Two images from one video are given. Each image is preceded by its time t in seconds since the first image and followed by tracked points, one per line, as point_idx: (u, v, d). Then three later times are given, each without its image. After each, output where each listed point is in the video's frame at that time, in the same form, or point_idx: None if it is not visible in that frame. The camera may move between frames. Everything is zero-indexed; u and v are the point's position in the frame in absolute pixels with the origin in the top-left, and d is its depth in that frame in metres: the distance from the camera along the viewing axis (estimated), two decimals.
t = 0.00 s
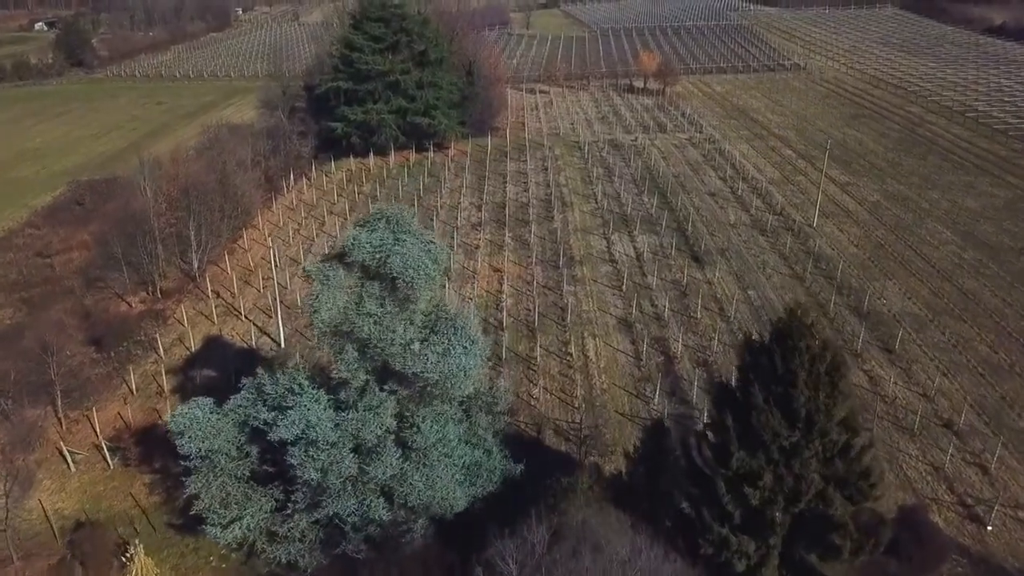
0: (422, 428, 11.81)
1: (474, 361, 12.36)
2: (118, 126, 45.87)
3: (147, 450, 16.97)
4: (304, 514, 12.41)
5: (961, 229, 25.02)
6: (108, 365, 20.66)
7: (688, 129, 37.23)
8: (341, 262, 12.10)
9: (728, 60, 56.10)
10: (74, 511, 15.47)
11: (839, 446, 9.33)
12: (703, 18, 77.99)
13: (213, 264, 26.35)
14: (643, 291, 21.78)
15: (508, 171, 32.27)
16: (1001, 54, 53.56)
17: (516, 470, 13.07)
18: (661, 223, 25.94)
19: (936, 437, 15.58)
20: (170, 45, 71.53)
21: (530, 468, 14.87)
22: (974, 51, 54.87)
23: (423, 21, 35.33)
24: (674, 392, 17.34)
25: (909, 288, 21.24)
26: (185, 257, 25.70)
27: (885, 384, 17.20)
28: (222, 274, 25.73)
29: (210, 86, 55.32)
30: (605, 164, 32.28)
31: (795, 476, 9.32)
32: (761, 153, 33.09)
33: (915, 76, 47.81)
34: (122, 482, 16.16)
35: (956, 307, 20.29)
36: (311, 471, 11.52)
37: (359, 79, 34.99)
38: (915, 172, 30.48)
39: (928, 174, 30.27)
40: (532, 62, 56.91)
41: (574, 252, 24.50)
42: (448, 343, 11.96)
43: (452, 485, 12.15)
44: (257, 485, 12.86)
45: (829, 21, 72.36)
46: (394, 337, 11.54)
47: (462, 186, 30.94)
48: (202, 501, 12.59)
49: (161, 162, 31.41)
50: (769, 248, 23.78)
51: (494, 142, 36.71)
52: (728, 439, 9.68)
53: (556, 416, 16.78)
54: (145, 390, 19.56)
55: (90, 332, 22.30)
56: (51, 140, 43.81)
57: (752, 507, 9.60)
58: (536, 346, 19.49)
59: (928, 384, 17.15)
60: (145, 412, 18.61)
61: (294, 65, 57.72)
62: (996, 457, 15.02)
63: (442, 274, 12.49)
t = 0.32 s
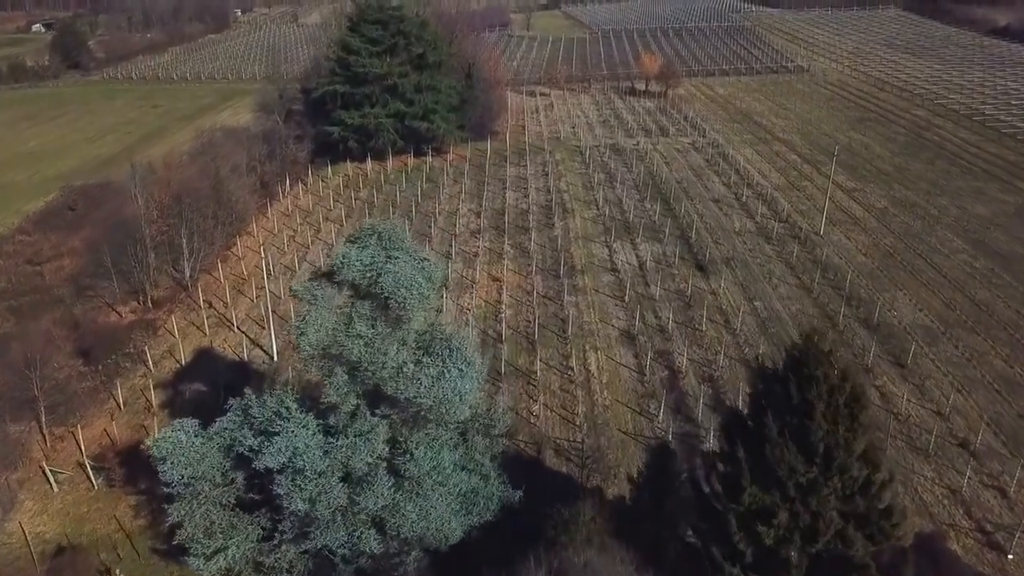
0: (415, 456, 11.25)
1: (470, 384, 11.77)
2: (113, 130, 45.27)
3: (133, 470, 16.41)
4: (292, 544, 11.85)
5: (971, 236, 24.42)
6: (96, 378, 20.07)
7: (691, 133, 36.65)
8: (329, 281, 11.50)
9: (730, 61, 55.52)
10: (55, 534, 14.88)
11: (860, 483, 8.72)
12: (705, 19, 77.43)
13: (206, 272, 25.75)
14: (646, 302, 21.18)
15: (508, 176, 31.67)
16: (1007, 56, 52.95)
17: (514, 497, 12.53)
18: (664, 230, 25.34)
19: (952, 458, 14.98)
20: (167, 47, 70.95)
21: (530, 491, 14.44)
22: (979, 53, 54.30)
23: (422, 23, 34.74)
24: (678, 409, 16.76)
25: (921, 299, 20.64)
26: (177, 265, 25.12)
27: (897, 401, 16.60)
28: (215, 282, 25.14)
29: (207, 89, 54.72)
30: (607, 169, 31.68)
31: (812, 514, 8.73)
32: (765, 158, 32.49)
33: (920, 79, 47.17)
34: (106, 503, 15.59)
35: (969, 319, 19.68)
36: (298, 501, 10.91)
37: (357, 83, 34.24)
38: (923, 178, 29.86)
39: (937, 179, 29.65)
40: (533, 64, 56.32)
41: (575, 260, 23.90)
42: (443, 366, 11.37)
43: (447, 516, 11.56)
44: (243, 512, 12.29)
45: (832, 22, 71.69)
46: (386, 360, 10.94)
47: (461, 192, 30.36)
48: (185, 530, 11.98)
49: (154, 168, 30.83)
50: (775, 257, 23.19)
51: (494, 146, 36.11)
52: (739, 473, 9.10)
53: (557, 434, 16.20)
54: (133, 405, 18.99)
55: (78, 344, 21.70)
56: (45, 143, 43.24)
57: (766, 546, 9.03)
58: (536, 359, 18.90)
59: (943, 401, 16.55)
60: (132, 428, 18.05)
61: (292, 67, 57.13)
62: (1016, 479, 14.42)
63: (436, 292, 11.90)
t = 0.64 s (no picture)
0: (406, 487, 10.66)
1: (466, 410, 11.14)
2: (108, 133, 44.72)
3: (118, 491, 15.82)
4: None
5: (983, 245, 23.80)
6: (82, 393, 19.47)
7: (693, 137, 36.06)
8: (316, 301, 10.93)
9: (733, 64, 54.97)
10: (35, 561, 14.28)
11: (881, 526, 8.52)
12: (706, 20, 76.82)
13: (198, 281, 25.15)
14: (649, 313, 20.57)
15: (507, 182, 31.06)
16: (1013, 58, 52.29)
17: (513, 528, 11.93)
18: (668, 239, 24.74)
19: (969, 481, 14.38)
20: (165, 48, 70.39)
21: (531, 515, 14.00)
22: (985, 55, 53.67)
23: (420, 25, 34.18)
24: (683, 428, 16.16)
25: (932, 311, 20.02)
26: (168, 275, 24.52)
27: (911, 420, 15.98)
28: (207, 292, 24.54)
29: (204, 92, 54.16)
30: (608, 175, 31.08)
31: (832, 557, 8.41)
32: (769, 163, 31.88)
33: (926, 81, 46.57)
34: (89, 527, 14.99)
35: (983, 332, 19.07)
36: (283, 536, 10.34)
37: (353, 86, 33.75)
38: (931, 183, 29.25)
39: (945, 185, 29.04)
40: (533, 66, 55.72)
41: (576, 270, 23.29)
42: (436, 392, 10.74)
43: (440, 549, 10.99)
44: (228, 543, 11.72)
45: (835, 24, 71.04)
46: (375, 387, 10.33)
47: (460, 198, 29.76)
48: (166, 563, 11.41)
49: (147, 174, 30.26)
50: (781, 266, 22.58)
51: (493, 150, 35.50)
52: (753, 510, 8.90)
53: (557, 455, 15.60)
54: (119, 421, 18.39)
55: (66, 357, 21.11)
56: (39, 147, 42.69)
57: None
58: (536, 374, 18.28)
59: (959, 420, 15.94)
60: (118, 446, 17.44)
61: (290, 69, 56.56)
62: None
63: (430, 313, 11.27)
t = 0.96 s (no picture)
0: (396, 522, 10.04)
1: (461, 440, 10.51)
2: (102, 137, 44.13)
3: (101, 515, 15.21)
4: None
5: (994, 254, 23.19)
6: (67, 409, 18.85)
7: (697, 141, 35.46)
8: (301, 323, 10.33)
9: (735, 66, 54.34)
10: None
11: None
12: (708, 22, 76.15)
13: (189, 290, 24.52)
14: (652, 326, 19.96)
15: (506, 188, 30.46)
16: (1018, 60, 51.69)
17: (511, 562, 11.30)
18: (671, 247, 24.13)
19: (988, 506, 13.78)
20: (162, 50, 69.82)
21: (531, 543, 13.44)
22: (990, 57, 53.06)
23: (418, 28, 33.59)
24: (688, 448, 15.55)
25: (944, 323, 19.41)
26: (159, 284, 23.91)
27: (926, 440, 15.37)
28: (198, 302, 23.91)
29: (201, 94, 53.61)
30: (610, 180, 30.48)
31: None
32: (774, 168, 31.26)
33: (931, 84, 45.97)
34: (70, 553, 14.37)
35: (998, 346, 18.45)
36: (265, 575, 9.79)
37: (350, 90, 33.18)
38: (940, 189, 28.64)
39: (954, 191, 28.44)
40: (533, 68, 55.14)
41: (577, 279, 22.69)
42: (429, 422, 10.13)
43: None
44: None
45: (838, 25, 70.42)
46: (363, 418, 9.74)
47: (458, 204, 29.17)
48: None
49: (139, 180, 29.65)
50: (787, 276, 21.97)
51: (493, 154, 34.89)
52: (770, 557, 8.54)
53: (558, 477, 15.00)
54: (105, 438, 17.77)
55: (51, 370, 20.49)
56: (32, 150, 42.08)
57: None
58: (535, 390, 17.67)
59: (976, 440, 15.33)
60: (102, 465, 16.83)
61: (287, 72, 55.96)
62: None
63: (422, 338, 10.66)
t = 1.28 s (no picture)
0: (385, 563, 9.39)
1: (454, 473, 9.91)
2: (97, 140, 43.56)
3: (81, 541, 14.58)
4: None
5: (1007, 263, 22.58)
6: (51, 425, 18.24)
7: (699, 145, 34.86)
8: (284, 350, 9.75)
9: (737, 68, 53.74)
10: None
11: None
12: (709, 23, 75.51)
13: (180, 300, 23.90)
14: (655, 339, 19.35)
15: (506, 193, 29.86)
16: None
17: None
18: (674, 256, 23.54)
19: (1008, 533, 13.17)
20: (159, 52, 69.27)
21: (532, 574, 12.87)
22: (996, 59, 52.48)
23: (416, 30, 33.02)
24: (693, 470, 14.94)
25: (957, 337, 18.80)
26: (149, 294, 23.31)
27: (941, 462, 14.77)
28: (189, 312, 23.30)
29: (197, 96, 53.05)
30: (611, 186, 29.89)
31: None
32: (779, 173, 30.66)
33: (936, 86, 45.38)
34: None
35: (1013, 361, 17.84)
36: None
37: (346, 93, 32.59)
38: (949, 196, 28.04)
39: (963, 197, 27.84)
40: (532, 70, 54.56)
41: (578, 289, 22.08)
42: (420, 455, 9.53)
43: None
44: None
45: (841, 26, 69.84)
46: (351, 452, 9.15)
47: (456, 211, 28.59)
48: None
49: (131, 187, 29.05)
50: (793, 287, 21.35)
51: (492, 159, 34.30)
52: None
53: (558, 501, 14.39)
54: (89, 457, 17.16)
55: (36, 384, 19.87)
56: (25, 154, 41.53)
57: None
58: (534, 407, 17.04)
59: (993, 462, 14.72)
60: (85, 486, 16.22)
61: (285, 74, 55.41)
62: None
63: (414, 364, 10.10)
